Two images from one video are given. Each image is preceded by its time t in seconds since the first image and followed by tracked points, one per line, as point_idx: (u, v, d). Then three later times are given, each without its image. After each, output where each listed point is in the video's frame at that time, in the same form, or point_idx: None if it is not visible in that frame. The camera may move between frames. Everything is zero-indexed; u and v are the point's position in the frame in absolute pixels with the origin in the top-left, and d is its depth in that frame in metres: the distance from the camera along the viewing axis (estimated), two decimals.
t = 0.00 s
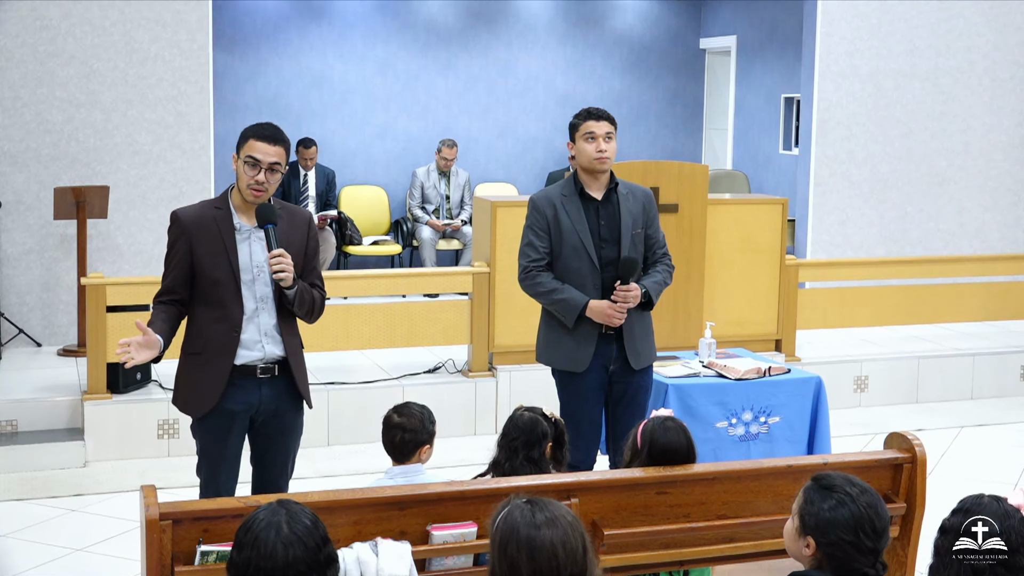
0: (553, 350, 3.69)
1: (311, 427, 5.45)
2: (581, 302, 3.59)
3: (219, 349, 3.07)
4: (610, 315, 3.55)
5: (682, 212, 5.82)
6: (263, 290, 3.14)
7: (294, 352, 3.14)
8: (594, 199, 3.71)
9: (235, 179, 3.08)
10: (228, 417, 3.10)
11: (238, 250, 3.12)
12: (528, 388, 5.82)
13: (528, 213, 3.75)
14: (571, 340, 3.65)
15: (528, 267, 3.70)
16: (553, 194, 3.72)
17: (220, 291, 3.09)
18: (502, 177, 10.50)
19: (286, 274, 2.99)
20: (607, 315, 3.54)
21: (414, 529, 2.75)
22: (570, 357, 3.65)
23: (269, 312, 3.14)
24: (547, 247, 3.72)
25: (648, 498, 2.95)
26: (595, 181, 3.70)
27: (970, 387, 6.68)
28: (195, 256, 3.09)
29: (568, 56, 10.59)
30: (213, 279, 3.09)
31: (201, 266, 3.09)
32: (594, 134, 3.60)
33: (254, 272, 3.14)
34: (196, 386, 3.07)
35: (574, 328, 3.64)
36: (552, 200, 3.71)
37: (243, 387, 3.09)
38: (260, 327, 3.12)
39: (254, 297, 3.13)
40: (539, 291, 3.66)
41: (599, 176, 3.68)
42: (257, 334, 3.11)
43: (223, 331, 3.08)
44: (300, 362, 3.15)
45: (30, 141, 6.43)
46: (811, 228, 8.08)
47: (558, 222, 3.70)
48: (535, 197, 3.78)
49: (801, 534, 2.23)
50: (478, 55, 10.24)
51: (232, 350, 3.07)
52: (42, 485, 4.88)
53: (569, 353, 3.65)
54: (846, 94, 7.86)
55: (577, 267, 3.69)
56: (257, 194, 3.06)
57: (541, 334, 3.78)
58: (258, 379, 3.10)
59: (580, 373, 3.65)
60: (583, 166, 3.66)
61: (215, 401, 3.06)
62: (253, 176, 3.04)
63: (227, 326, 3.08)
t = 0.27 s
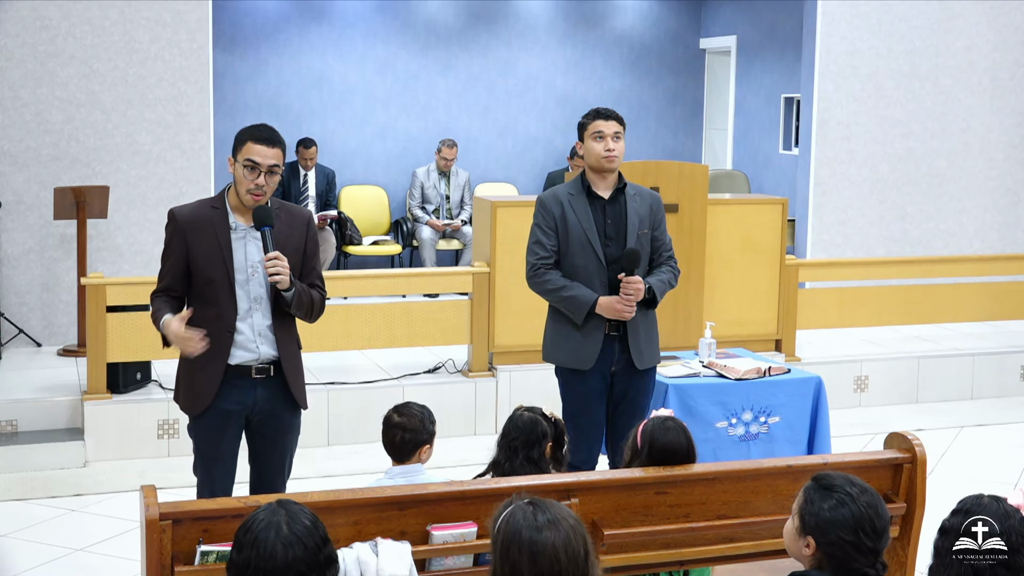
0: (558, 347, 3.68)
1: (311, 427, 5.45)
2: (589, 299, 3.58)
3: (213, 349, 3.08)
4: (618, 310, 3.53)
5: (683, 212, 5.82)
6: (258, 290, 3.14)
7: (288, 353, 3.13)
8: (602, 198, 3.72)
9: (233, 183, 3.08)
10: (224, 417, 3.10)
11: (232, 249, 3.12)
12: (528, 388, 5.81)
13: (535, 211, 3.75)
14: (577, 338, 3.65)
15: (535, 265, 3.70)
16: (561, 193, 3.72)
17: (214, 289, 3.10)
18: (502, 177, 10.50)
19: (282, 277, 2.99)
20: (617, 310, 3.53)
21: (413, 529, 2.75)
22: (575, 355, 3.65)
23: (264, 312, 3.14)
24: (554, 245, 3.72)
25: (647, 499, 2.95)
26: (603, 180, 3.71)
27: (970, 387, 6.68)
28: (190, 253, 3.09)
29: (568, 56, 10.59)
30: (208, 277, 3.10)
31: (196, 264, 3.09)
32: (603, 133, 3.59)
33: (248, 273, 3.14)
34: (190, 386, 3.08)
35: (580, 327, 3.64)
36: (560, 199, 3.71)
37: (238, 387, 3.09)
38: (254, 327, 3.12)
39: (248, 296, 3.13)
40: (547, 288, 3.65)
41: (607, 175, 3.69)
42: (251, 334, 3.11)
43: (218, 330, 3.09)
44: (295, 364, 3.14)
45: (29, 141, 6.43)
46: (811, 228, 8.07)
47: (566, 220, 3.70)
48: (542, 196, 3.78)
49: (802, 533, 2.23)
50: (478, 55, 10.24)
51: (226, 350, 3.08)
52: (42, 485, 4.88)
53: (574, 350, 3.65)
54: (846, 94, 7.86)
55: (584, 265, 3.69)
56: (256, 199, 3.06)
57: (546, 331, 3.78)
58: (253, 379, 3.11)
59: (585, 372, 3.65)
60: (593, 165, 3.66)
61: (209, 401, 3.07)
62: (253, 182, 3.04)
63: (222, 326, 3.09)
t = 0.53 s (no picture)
0: (559, 347, 3.68)
1: (311, 427, 5.45)
2: (588, 301, 3.58)
3: (219, 346, 3.09)
4: (617, 313, 3.54)
5: (683, 212, 5.82)
6: (258, 286, 3.14)
7: (288, 352, 3.13)
8: (604, 198, 3.71)
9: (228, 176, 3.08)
10: (225, 417, 3.10)
11: (232, 244, 3.13)
12: (528, 388, 5.81)
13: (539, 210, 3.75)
14: (578, 337, 3.65)
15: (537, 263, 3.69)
16: (564, 192, 3.72)
17: (216, 285, 3.10)
18: (502, 177, 10.50)
19: (283, 267, 2.99)
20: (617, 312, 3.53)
21: (413, 530, 2.75)
22: (576, 355, 3.65)
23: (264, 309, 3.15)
24: (556, 244, 3.71)
25: (648, 498, 2.95)
26: (607, 181, 3.70)
27: (970, 387, 6.68)
28: (189, 252, 3.09)
29: (568, 56, 10.59)
30: (209, 274, 3.10)
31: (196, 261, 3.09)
32: (605, 133, 3.59)
33: (248, 268, 3.14)
34: (196, 385, 3.09)
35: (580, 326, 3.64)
36: (564, 198, 3.71)
37: (239, 387, 3.10)
38: (255, 325, 3.12)
39: (248, 292, 3.13)
40: (548, 288, 3.65)
41: (611, 175, 3.68)
42: (252, 332, 3.12)
43: (222, 327, 3.10)
44: (295, 364, 3.14)
45: (29, 141, 6.43)
46: (811, 228, 8.07)
47: (569, 220, 3.70)
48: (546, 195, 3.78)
49: (801, 533, 2.23)
50: (478, 55, 10.24)
51: (231, 347, 3.08)
52: (42, 485, 4.89)
53: (575, 349, 3.65)
54: (846, 93, 7.86)
55: (586, 265, 3.69)
56: (252, 188, 3.06)
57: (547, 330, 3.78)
58: (255, 380, 3.11)
59: (585, 371, 3.65)
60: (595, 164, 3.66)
61: (213, 401, 3.07)
62: (247, 171, 3.04)
63: (225, 322, 3.09)
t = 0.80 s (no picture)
0: (558, 347, 3.68)
1: (312, 427, 5.45)
2: (581, 311, 3.58)
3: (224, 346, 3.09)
4: (606, 332, 3.54)
5: (683, 211, 5.82)
6: (258, 284, 3.14)
7: (288, 353, 3.14)
8: (606, 198, 3.70)
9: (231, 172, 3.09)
10: (225, 418, 3.10)
11: (234, 240, 3.12)
12: (528, 388, 5.82)
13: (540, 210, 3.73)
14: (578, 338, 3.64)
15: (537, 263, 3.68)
16: (566, 192, 3.70)
17: (218, 283, 3.10)
18: (502, 177, 10.50)
19: (285, 255, 2.99)
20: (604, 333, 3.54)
21: (413, 530, 2.75)
22: (578, 355, 3.64)
23: (264, 308, 3.15)
24: (557, 244, 3.70)
25: (648, 498, 2.95)
26: (610, 181, 3.69)
27: (970, 387, 6.68)
28: (191, 250, 3.08)
29: (568, 56, 10.59)
30: (211, 272, 3.09)
31: (198, 260, 3.08)
32: (606, 136, 3.59)
33: (249, 265, 3.14)
34: (200, 386, 3.08)
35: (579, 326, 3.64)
36: (565, 198, 3.69)
37: (239, 388, 3.10)
38: (255, 324, 3.12)
39: (249, 290, 3.13)
40: (547, 289, 3.64)
41: (613, 177, 3.68)
42: (253, 332, 3.12)
43: (227, 326, 3.09)
44: (295, 364, 3.15)
45: (29, 141, 6.43)
46: (811, 228, 8.07)
47: (570, 221, 3.69)
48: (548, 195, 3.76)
49: (801, 533, 2.23)
50: (478, 55, 10.24)
51: (234, 347, 3.08)
52: (42, 485, 4.89)
53: (576, 350, 3.64)
54: (846, 94, 7.86)
55: (586, 266, 3.68)
56: (258, 182, 3.08)
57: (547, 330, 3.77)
58: (255, 381, 3.11)
59: (586, 372, 3.65)
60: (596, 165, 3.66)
61: (217, 402, 3.06)
62: (253, 165, 3.06)
63: (229, 321, 3.09)
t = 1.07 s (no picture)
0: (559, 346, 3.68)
1: (311, 427, 5.45)
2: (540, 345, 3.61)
3: (223, 348, 3.08)
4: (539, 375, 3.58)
5: (683, 211, 5.81)
6: (258, 284, 3.14)
7: (290, 351, 3.13)
8: (608, 199, 3.69)
9: (234, 178, 3.08)
10: (226, 418, 3.10)
11: (231, 243, 3.12)
12: (528, 388, 5.81)
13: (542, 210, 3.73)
14: (579, 338, 3.65)
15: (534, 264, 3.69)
16: (568, 193, 3.69)
17: (216, 286, 3.09)
18: (502, 177, 10.50)
19: (291, 255, 2.99)
20: (534, 374, 3.56)
21: (414, 530, 2.75)
22: (579, 356, 3.64)
23: (264, 308, 3.14)
24: (557, 245, 3.70)
25: (648, 498, 2.95)
26: (611, 182, 3.68)
27: (970, 387, 6.68)
28: (188, 254, 3.08)
29: (568, 56, 10.59)
30: (209, 275, 3.09)
31: (196, 263, 3.09)
32: (609, 138, 3.57)
33: (248, 265, 3.13)
34: (198, 387, 3.08)
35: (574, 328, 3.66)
36: (567, 199, 3.69)
37: (240, 388, 3.10)
38: (255, 324, 3.12)
39: (249, 291, 3.13)
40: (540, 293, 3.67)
41: (615, 177, 3.67)
42: (253, 332, 3.12)
43: (226, 328, 3.09)
44: (296, 363, 3.14)
45: (29, 141, 6.43)
46: (811, 228, 8.07)
47: (570, 222, 3.69)
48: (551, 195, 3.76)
49: (801, 534, 2.23)
50: (478, 55, 10.24)
51: (234, 347, 3.08)
52: (42, 485, 4.89)
53: (575, 350, 3.64)
54: (846, 94, 7.86)
55: (586, 266, 3.67)
56: (265, 184, 3.09)
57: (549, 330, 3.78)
58: (256, 380, 3.11)
59: (585, 372, 3.65)
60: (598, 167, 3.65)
61: (216, 402, 3.06)
62: (260, 168, 3.06)
63: (228, 323, 3.09)
